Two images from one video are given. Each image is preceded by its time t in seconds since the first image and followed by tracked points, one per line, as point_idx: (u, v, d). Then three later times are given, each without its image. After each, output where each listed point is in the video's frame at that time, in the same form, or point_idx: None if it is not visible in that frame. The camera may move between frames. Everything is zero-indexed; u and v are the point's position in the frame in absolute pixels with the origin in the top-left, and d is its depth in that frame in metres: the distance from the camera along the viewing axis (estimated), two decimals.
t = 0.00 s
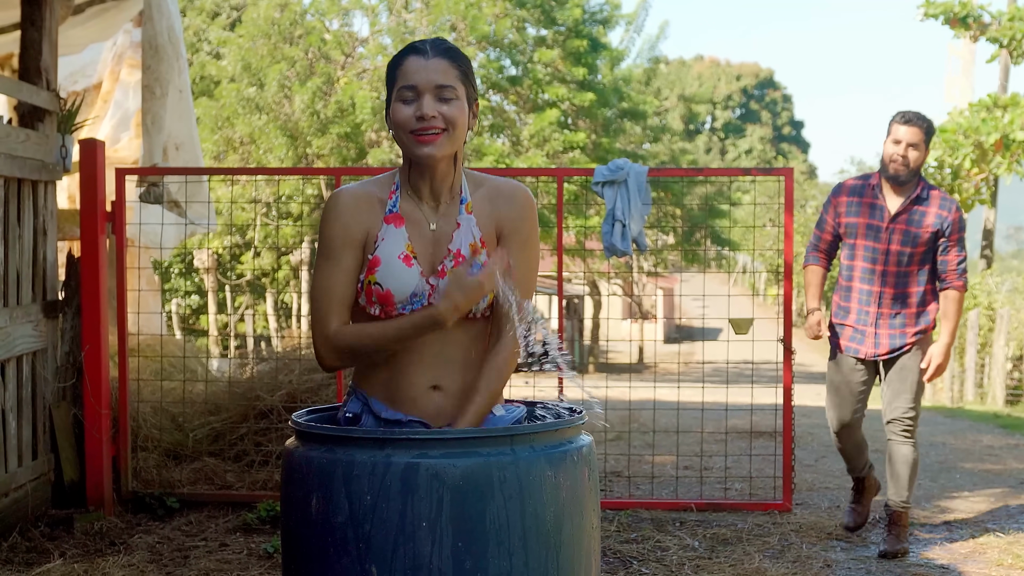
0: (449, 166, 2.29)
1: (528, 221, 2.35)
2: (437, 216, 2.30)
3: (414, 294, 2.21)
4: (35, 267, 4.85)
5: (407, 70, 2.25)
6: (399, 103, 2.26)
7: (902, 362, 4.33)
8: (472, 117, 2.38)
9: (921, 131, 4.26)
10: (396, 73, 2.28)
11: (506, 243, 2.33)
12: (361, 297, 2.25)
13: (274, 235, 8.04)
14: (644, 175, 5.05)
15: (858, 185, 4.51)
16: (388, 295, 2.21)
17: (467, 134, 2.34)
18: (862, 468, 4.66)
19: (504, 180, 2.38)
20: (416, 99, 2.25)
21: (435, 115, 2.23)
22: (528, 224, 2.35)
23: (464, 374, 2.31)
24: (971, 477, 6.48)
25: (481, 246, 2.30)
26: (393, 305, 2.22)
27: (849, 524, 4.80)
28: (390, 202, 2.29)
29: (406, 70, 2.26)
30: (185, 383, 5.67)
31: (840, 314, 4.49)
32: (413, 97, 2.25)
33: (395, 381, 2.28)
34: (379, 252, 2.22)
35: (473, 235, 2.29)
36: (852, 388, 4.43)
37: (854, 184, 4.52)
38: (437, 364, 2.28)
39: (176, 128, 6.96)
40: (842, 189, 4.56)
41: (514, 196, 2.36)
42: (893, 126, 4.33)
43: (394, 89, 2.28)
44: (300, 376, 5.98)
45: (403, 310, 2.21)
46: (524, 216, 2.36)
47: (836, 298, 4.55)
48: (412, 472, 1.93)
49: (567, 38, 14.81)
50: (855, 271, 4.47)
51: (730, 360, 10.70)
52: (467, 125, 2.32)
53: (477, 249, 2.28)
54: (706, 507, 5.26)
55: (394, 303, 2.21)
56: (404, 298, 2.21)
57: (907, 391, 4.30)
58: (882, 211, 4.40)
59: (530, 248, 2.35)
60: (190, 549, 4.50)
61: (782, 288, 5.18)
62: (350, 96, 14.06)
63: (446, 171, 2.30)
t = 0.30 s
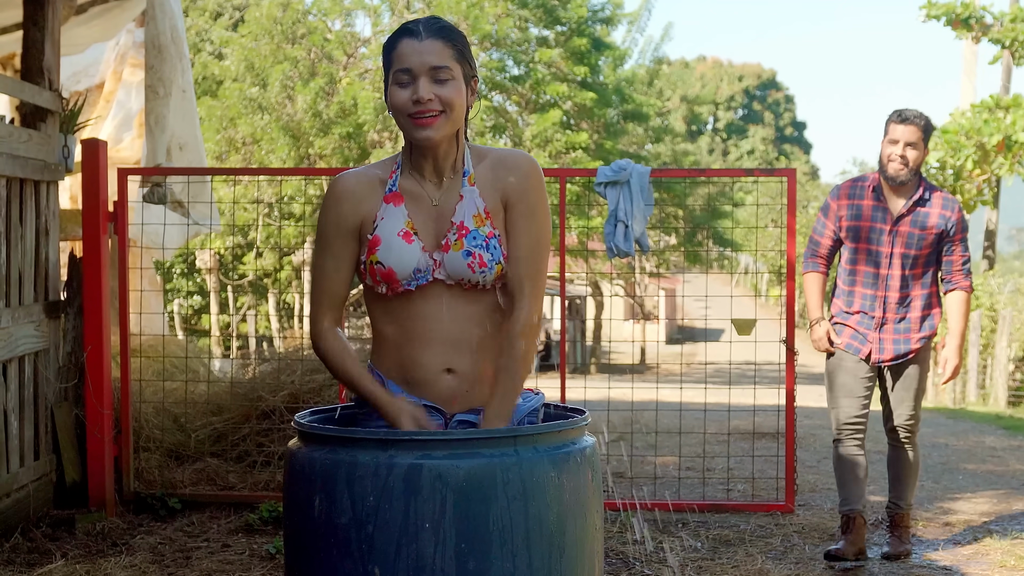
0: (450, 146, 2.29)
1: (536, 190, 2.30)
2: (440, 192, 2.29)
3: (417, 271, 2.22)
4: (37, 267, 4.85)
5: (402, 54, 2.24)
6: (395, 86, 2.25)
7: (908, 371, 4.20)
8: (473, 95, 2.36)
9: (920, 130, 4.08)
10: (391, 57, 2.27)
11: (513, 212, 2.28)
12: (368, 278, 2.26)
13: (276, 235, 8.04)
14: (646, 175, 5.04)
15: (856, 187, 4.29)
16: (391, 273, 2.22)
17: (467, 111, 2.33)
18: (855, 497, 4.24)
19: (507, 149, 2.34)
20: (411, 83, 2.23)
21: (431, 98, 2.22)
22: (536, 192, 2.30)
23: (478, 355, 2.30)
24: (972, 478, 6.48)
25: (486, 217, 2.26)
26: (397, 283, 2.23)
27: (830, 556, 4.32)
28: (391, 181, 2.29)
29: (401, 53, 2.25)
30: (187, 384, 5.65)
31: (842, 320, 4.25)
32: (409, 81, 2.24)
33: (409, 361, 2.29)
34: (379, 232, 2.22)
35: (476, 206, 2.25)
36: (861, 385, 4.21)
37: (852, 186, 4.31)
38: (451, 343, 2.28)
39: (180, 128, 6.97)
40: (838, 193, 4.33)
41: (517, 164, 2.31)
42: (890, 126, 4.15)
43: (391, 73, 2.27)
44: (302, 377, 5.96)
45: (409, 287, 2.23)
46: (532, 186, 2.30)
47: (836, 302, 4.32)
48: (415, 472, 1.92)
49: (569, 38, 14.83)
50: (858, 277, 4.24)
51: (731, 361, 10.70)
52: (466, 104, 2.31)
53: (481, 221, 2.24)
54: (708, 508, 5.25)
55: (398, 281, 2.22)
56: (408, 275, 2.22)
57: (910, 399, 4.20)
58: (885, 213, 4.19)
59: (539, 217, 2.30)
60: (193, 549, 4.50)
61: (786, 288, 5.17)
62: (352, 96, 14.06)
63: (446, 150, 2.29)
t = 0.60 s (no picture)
0: (457, 165, 2.29)
1: (546, 218, 2.31)
2: (450, 216, 2.30)
3: (430, 300, 2.23)
4: (40, 269, 4.85)
5: (407, 72, 2.23)
6: (400, 105, 2.25)
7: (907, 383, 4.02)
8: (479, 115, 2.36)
9: (898, 131, 3.90)
10: (396, 75, 2.26)
11: (525, 239, 2.29)
12: (382, 306, 2.28)
13: (279, 236, 8.05)
14: (649, 177, 5.04)
15: (836, 196, 4.05)
16: (405, 303, 2.24)
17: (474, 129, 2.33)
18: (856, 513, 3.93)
19: (519, 174, 2.34)
20: (416, 101, 2.23)
21: (435, 116, 2.21)
22: (544, 216, 2.31)
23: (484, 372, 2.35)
24: (976, 480, 6.46)
25: (497, 245, 2.27)
26: (411, 312, 2.25)
27: None
28: (401, 207, 2.28)
29: (406, 72, 2.24)
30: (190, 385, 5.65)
31: (836, 334, 3.98)
32: (414, 99, 2.23)
33: (415, 377, 2.33)
34: (392, 260, 2.23)
35: (488, 234, 2.25)
36: (862, 399, 3.92)
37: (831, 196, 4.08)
38: (456, 363, 2.32)
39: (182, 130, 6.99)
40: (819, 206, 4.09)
41: (528, 191, 2.32)
42: (867, 129, 3.97)
43: (395, 92, 2.26)
44: (305, 378, 5.95)
45: (421, 316, 2.25)
46: (544, 214, 2.31)
47: (827, 317, 4.04)
48: (419, 474, 1.91)
49: (571, 39, 14.83)
50: (848, 288, 3.97)
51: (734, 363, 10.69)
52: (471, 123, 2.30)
53: (493, 249, 2.25)
54: (711, 510, 5.24)
55: (411, 310, 2.24)
56: (421, 305, 2.24)
57: (906, 416, 4.07)
58: (870, 220, 3.95)
59: (550, 242, 2.31)
60: (195, 550, 4.50)
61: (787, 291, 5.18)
62: (354, 98, 14.06)
63: (454, 170, 2.29)
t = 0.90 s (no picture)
0: (460, 179, 2.29)
1: (543, 237, 2.33)
2: (450, 229, 2.29)
3: (423, 310, 2.22)
4: (40, 269, 4.85)
5: (415, 84, 2.24)
6: (407, 116, 2.25)
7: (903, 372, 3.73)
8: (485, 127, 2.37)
9: (880, 124, 3.76)
10: (405, 85, 2.27)
11: (514, 255, 2.31)
12: (373, 309, 2.26)
13: (279, 237, 8.06)
14: (649, 178, 5.05)
15: (820, 191, 3.90)
16: (397, 312, 2.22)
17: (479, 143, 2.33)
18: (856, 517, 3.85)
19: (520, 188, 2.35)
20: (423, 113, 2.23)
21: (441, 129, 2.22)
22: (541, 236, 2.33)
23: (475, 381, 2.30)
24: (976, 481, 6.45)
25: (490, 261, 2.28)
26: (402, 321, 2.23)
27: None
28: (403, 215, 2.28)
29: (414, 83, 2.25)
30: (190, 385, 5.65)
31: (823, 332, 3.81)
32: (421, 111, 2.24)
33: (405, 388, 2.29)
34: (390, 267, 2.22)
35: (483, 251, 2.27)
36: (852, 404, 3.80)
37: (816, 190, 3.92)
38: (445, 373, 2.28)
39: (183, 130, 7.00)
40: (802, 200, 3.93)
41: (529, 209, 2.34)
42: (849, 123, 3.81)
43: (401, 104, 2.26)
44: (305, 379, 5.95)
45: (413, 326, 2.23)
46: (539, 232, 2.33)
47: (813, 316, 3.87)
48: (418, 475, 1.91)
49: (572, 39, 14.82)
50: (834, 285, 3.81)
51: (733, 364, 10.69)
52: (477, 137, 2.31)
53: (487, 265, 2.26)
54: (711, 511, 5.24)
55: (403, 319, 2.23)
56: (414, 314, 2.22)
57: (912, 402, 3.72)
58: (854, 213, 3.79)
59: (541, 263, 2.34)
60: (195, 551, 4.49)
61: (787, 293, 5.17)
62: (355, 98, 14.05)
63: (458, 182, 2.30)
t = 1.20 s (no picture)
0: (446, 152, 2.26)
1: (529, 186, 2.29)
2: (440, 198, 2.28)
3: (422, 279, 2.23)
4: (34, 269, 4.84)
5: (391, 62, 2.20)
6: (387, 95, 2.21)
7: (881, 374, 3.65)
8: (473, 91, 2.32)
9: (879, 126, 3.67)
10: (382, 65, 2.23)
11: (506, 210, 2.28)
12: (371, 279, 2.27)
13: (274, 238, 8.06)
14: (644, 179, 5.05)
15: (813, 189, 3.82)
16: (396, 279, 2.23)
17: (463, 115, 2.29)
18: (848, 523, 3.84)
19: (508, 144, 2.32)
20: (401, 91, 2.19)
21: (419, 106, 2.18)
22: (528, 189, 2.30)
23: (470, 360, 2.33)
24: (969, 482, 6.47)
25: (482, 223, 2.26)
26: (400, 288, 2.24)
27: None
28: (397, 181, 2.27)
29: (390, 61, 2.21)
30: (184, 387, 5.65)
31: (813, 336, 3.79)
32: (400, 89, 2.20)
33: (399, 367, 2.31)
34: (388, 233, 2.23)
35: (474, 212, 2.25)
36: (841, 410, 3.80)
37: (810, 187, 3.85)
38: (441, 350, 2.31)
39: (176, 130, 7.00)
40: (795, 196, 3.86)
41: (511, 162, 2.30)
42: (848, 123, 3.73)
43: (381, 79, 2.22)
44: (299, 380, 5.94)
45: (411, 294, 2.24)
46: (523, 182, 2.30)
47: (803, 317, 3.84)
48: (412, 476, 1.91)
49: (566, 41, 14.83)
50: (822, 282, 3.76)
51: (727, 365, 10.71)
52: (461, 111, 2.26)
53: (478, 227, 2.25)
54: (706, 512, 5.25)
55: (401, 287, 2.23)
56: (413, 283, 2.23)
57: (892, 405, 3.63)
58: (846, 215, 3.72)
59: (528, 222, 2.29)
60: (188, 552, 4.49)
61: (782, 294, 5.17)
62: (349, 99, 14.02)
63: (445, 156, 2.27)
